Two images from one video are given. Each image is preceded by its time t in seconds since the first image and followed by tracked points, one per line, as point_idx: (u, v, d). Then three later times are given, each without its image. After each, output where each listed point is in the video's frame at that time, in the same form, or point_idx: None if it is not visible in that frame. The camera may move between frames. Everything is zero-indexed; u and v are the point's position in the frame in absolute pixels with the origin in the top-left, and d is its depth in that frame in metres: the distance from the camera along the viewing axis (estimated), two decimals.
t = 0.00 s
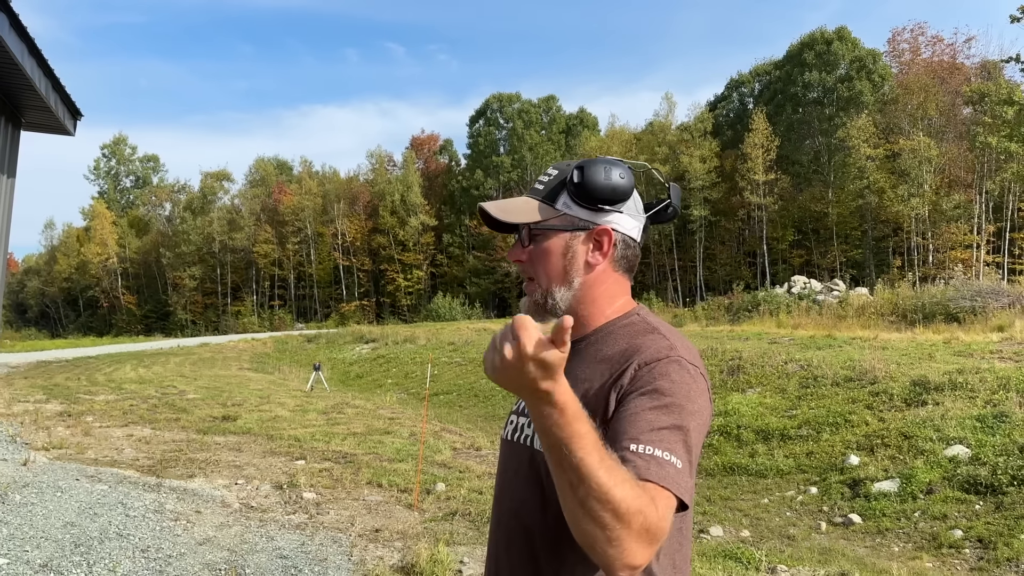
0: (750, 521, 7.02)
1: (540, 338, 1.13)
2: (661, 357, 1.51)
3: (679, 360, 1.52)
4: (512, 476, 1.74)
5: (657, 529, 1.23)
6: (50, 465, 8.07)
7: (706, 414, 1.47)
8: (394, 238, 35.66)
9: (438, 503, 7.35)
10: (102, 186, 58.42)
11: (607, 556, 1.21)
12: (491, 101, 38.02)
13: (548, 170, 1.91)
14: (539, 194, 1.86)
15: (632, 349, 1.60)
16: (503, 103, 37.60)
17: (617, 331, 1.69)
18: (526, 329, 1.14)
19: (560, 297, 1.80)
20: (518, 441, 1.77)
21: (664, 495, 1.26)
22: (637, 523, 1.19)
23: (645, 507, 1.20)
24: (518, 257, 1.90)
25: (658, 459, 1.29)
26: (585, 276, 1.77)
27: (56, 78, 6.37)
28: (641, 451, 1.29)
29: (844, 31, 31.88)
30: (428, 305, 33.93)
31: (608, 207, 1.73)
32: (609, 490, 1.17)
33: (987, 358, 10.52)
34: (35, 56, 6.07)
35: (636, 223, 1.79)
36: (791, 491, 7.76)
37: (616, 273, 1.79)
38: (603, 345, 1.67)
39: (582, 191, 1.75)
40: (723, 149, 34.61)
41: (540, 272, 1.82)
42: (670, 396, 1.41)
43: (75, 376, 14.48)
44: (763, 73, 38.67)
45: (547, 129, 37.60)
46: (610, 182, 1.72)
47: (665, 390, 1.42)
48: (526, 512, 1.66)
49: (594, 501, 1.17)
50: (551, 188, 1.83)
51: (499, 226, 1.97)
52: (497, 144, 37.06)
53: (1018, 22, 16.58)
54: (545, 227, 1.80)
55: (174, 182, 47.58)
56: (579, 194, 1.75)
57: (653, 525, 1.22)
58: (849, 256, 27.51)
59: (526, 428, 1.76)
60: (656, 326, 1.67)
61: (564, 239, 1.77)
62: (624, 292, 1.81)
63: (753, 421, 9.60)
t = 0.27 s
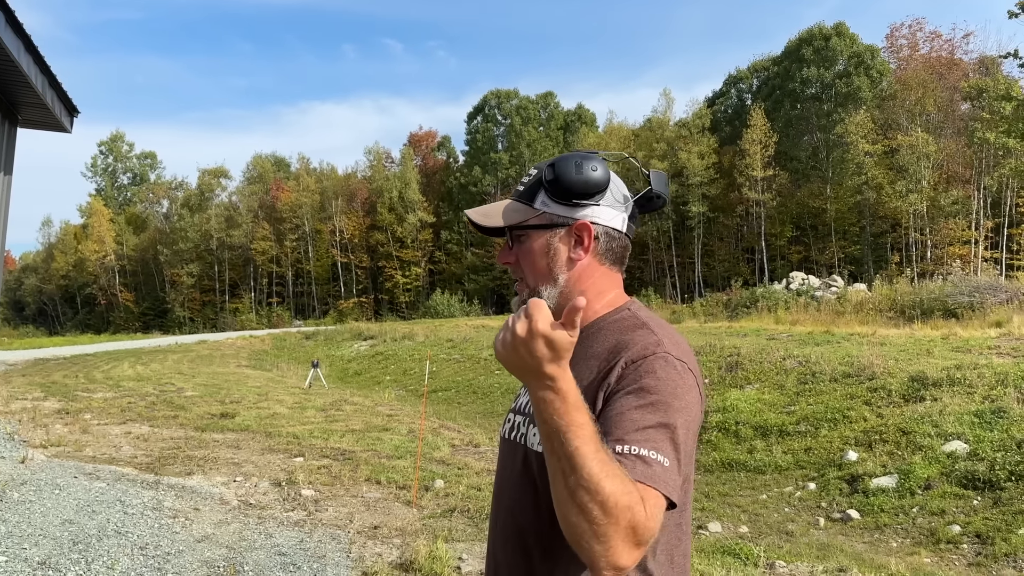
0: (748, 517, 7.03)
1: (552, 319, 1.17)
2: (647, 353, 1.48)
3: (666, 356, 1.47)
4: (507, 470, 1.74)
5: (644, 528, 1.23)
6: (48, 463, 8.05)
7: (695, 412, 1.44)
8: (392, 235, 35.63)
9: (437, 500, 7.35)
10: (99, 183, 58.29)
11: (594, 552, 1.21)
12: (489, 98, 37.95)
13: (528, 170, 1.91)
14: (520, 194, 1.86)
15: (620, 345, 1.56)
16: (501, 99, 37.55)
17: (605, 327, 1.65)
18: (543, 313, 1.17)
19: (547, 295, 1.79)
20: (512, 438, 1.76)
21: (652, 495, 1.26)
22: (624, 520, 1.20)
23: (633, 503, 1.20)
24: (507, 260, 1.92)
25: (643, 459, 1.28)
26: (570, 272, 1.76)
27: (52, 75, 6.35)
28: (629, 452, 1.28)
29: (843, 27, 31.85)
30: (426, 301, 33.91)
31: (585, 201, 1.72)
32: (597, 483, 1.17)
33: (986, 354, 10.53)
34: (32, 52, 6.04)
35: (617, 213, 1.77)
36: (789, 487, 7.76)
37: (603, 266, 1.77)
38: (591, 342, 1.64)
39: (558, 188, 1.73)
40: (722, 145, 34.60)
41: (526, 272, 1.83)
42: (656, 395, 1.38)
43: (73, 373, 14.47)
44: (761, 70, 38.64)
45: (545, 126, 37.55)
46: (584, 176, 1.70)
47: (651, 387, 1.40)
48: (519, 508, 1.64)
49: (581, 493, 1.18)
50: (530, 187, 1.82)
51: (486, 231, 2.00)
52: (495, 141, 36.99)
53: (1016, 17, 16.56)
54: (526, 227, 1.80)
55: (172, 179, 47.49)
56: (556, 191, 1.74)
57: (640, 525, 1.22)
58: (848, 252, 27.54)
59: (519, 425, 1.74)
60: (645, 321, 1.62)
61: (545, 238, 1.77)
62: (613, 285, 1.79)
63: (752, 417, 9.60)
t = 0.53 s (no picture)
0: (747, 513, 7.03)
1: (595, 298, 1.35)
2: (639, 344, 1.46)
3: (660, 347, 1.45)
4: (506, 463, 1.74)
5: (635, 510, 1.25)
6: (47, 461, 8.04)
7: (689, 403, 1.43)
8: (390, 232, 35.61)
9: (436, 497, 7.35)
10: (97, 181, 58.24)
11: (585, 525, 1.24)
12: (488, 95, 37.88)
13: (523, 168, 1.91)
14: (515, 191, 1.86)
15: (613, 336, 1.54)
16: (499, 96, 37.52)
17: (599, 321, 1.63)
18: (598, 294, 1.36)
19: (543, 292, 1.79)
20: (511, 432, 1.75)
21: (643, 482, 1.26)
22: (615, 497, 1.22)
23: (627, 480, 1.23)
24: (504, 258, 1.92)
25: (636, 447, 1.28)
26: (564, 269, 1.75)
27: (49, 72, 6.32)
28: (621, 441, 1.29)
29: (841, 23, 31.81)
30: (425, 299, 33.91)
31: (576, 196, 1.72)
32: (596, 451, 1.22)
33: (984, 350, 10.53)
34: (29, 49, 6.02)
35: (610, 207, 1.75)
36: (788, 483, 7.76)
37: (598, 260, 1.75)
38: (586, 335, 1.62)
39: (551, 184, 1.73)
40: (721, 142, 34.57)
41: (522, 269, 1.83)
42: (647, 385, 1.38)
43: (72, 371, 14.46)
44: (760, 66, 38.60)
45: (543, 123, 37.52)
46: (576, 172, 1.70)
47: (644, 376, 1.39)
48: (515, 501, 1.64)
49: (579, 460, 1.22)
50: (523, 185, 1.82)
51: (483, 231, 2.01)
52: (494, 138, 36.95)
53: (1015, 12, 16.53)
54: (520, 224, 1.80)
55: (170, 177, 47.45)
56: (549, 186, 1.74)
57: (630, 505, 1.24)
58: (847, 249, 27.56)
59: (516, 419, 1.73)
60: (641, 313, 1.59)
61: (539, 235, 1.77)
62: (610, 280, 1.77)
63: (751, 414, 9.60)
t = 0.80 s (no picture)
0: (747, 510, 7.03)
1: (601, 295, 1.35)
2: (644, 339, 1.46)
3: (664, 344, 1.45)
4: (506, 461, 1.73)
5: (643, 506, 1.25)
6: (47, 460, 8.03)
7: (693, 399, 1.43)
8: (390, 231, 35.60)
9: (436, 495, 7.35)
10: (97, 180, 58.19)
11: (592, 522, 1.24)
12: (487, 92, 37.85)
13: (527, 165, 1.90)
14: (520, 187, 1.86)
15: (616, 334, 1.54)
16: (498, 94, 37.49)
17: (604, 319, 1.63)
18: (598, 287, 1.36)
19: (547, 288, 1.78)
20: (511, 428, 1.75)
21: (650, 478, 1.26)
22: (624, 494, 1.22)
23: (635, 476, 1.23)
24: (507, 254, 1.91)
25: (644, 443, 1.28)
26: (568, 266, 1.75)
27: (47, 70, 6.30)
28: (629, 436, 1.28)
29: (840, 20, 31.80)
30: (425, 297, 33.90)
31: (582, 193, 1.71)
32: (603, 449, 1.21)
33: (984, 347, 10.54)
34: (27, 47, 6.00)
35: (615, 205, 1.75)
36: (788, 480, 7.76)
37: (603, 257, 1.74)
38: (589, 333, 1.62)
39: (557, 180, 1.73)
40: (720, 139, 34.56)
41: (526, 265, 1.83)
42: (653, 381, 1.37)
43: (71, 370, 14.45)
44: (759, 63, 38.58)
45: (543, 121, 37.50)
46: (583, 170, 1.70)
47: (649, 373, 1.38)
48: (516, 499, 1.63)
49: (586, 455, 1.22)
50: (530, 181, 1.82)
51: (487, 226, 2.00)
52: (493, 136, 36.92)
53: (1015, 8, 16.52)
54: (526, 220, 1.80)
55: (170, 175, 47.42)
56: (556, 182, 1.73)
57: (638, 500, 1.24)
58: (846, 246, 27.58)
59: (516, 416, 1.73)
60: (645, 310, 1.59)
61: (544, 231, 1.76)
62: (614, 277, 1.77)
63: (750, 411, 9.60)
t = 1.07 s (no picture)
0: (747, 508, 7.03)
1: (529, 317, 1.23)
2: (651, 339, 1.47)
3: (673, 341, 1.46)
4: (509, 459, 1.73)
5: (658, 510, 1.21)
6: (47, 459, 8.04)
7: (703, 396, 1.43)
8: (389, 229, 35.56)
9: (436, 493, 7.35)
10: (96, 179, 58.17)
11: (606, 535, 1.20)
12: (486, 91, 37.81)
13: (529, 161, 1.87)
14: (523, 183, 1.82)
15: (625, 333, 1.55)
16: (498, 92, 37.46)
17: (609, 317, 1.64)
18: (519, 315, 1.22)
19: (550, 287, 1.78)
20: (515, 425, 1.75)
21: (664, 476, 1.24)
22: (634, 505, 1.18)
23: (643, 485, 1.19)
24: (508, 251, 1.89)
25: (656, 438, 1.26)
26: (573, 264, 1.75)
27: (47, 69, 6.30)
28: (638, 434, 1.27)
29: (840, 18, 31.78)
30: (425, 295, 33.88)
31: (589, 191, 1.70)
32: (601, 466, 1.16)
33: (984, 344, 10.54)
34: (26, 46, 5.99)
35: (620, 204, 1.75)
36: (788, 478, 7.76)
37: (606, 256, 1.76)
38: (594, 332, 1.63)
39: (562, 178, 1.70)
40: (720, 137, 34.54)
41: (529, 262, 1.82)
42: (663, 376, 1.38)
43: (71, 368, 14.46)
44: (759, 61, 38.55)
45: (542, 119, 37.47)
46: (589, 168, 1.68)
47: (659, 371, 1.39)
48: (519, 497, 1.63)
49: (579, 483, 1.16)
50: (533, 177, 1.79)
51: (487, 223, 1.97)
52: (493, 134, 36.88)
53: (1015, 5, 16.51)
54: (530, 218, 1.77)
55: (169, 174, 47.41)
56: (561, 180, 1.71)
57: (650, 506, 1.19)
58: (846, 244, 27.60)
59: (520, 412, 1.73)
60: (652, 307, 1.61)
61: (549, 229, 1.75)
62: (616, 276, 1.78)
63: (750, 409, 9.61)
